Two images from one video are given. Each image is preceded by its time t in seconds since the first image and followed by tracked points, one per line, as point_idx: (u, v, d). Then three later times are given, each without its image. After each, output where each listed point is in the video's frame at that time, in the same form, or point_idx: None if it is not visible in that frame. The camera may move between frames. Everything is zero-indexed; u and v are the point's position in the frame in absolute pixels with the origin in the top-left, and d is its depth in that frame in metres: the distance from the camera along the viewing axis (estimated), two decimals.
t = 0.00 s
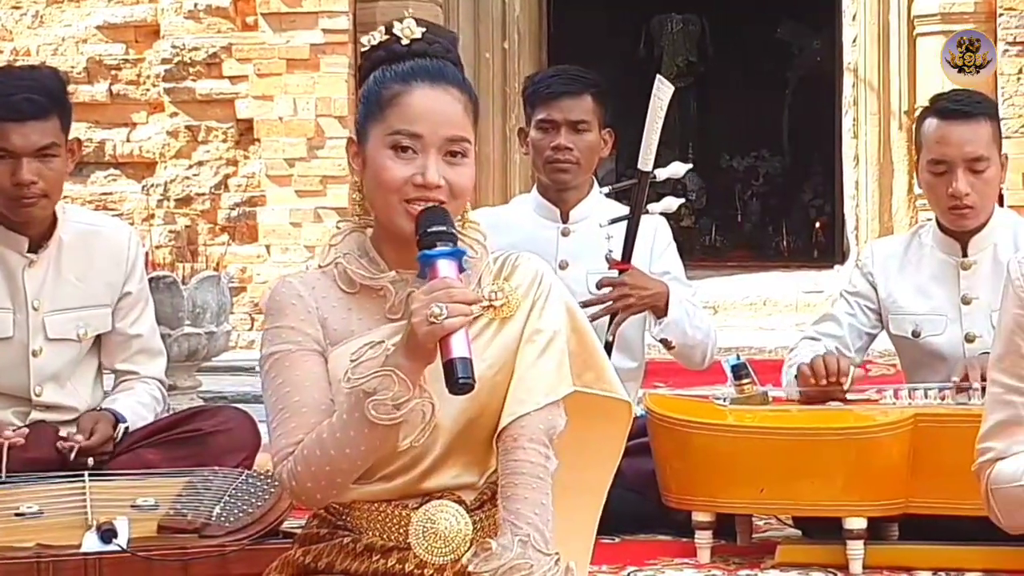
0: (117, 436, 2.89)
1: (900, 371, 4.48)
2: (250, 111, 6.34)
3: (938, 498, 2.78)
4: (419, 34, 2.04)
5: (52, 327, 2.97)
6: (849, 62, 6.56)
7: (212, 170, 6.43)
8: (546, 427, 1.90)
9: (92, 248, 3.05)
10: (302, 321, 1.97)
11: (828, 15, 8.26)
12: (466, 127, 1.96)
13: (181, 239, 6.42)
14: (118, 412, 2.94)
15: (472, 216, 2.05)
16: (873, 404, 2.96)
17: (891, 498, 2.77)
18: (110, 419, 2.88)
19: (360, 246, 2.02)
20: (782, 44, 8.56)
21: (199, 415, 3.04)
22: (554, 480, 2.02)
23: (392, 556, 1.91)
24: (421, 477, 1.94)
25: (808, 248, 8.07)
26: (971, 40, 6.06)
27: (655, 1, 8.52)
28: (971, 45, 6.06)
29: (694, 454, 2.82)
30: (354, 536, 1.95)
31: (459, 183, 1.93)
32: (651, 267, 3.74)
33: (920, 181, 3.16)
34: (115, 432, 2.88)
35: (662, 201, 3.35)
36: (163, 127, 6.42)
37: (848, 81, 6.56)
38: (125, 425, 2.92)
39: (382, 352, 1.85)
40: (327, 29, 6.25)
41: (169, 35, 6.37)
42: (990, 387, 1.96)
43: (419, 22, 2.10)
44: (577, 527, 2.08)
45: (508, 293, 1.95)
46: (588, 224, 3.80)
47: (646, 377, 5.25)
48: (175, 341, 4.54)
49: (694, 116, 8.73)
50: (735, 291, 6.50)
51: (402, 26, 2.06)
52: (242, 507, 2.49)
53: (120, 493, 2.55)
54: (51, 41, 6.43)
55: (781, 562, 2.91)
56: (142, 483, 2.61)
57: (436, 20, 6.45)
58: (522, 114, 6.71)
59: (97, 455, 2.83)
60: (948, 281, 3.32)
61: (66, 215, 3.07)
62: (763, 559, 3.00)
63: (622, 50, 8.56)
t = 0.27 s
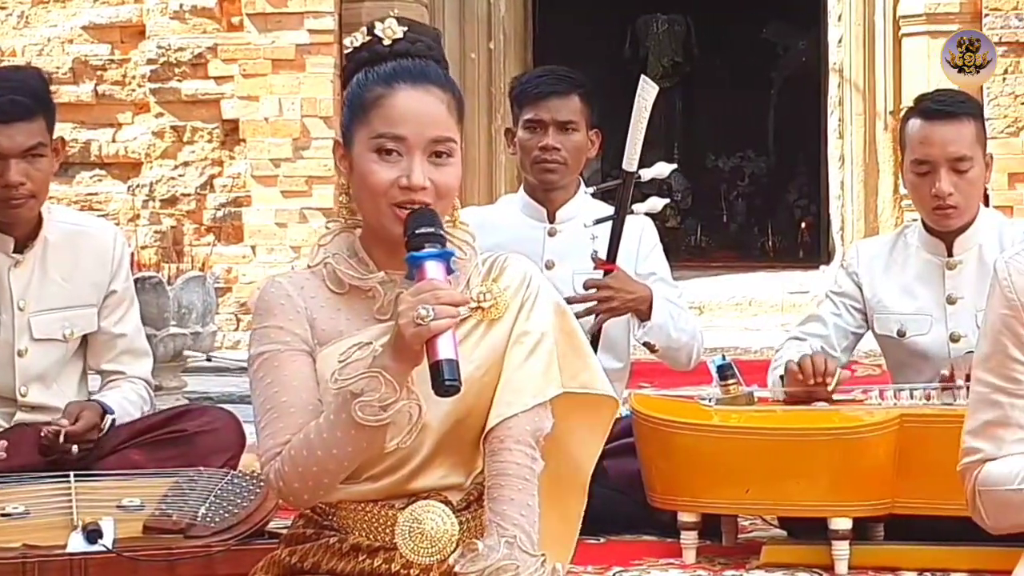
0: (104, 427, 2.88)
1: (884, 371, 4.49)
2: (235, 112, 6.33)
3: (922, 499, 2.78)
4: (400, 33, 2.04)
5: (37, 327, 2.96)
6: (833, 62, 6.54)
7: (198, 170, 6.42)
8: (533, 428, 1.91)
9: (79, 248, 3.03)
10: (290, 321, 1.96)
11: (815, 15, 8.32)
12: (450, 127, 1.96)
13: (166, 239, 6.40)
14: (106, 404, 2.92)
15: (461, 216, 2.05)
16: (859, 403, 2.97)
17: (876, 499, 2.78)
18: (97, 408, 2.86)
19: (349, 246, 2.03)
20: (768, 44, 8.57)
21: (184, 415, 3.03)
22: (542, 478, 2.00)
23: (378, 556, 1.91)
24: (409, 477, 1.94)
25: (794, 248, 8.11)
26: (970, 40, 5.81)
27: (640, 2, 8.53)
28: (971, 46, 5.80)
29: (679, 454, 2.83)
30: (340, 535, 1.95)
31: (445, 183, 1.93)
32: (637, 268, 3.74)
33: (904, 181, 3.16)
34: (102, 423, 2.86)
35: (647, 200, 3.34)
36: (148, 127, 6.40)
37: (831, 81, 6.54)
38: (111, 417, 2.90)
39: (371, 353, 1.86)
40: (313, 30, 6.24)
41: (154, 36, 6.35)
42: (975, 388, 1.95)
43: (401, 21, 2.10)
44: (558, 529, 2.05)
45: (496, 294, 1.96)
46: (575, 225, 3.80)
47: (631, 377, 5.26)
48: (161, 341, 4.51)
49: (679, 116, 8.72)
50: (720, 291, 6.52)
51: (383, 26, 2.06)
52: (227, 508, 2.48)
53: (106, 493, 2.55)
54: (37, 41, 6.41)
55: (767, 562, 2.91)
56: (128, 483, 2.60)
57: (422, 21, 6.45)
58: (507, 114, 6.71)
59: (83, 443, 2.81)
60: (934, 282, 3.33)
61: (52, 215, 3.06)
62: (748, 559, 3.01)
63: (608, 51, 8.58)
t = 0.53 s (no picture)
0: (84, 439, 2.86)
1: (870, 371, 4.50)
2: (221, 111, 6.31)
3: (909, 499, 2.78)
4: (385, 33, 2.04)
5: (19, 327, 2.95)
6: (819, 62, 6.54)
7: (183, 170, 6.39)
8: (522, 430, 1.94)
9: (63, 248, 3.01)
10: (279, 321, 1.95)
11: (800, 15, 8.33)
12: (436, 127, 1.95)
13: (151, 239, 6.38)
14: (87, 414, 2.91)
15: (450, 216, 2.06)
16: (845, 403, 2.97)
17: (861, 499, 2.78)
18: (77, 421, 2.85)
19: (339, 247, 2.03)
20: (753, 44, 8.58)
21: (168, 415, 3.00)
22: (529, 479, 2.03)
23: (365, 555, 1.93)
24: (396, 476, 1.95)
25: (779, 248, 8.13)
26: (971, 40, 5.85)
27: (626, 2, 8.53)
28: (971, 45, 5.85)
29: (664, 454, 2.82)
30: (327, 535, 1.97)
31: (431, 184, 1.93)
32: (621, 268, 3.73)
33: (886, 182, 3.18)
34: (83, 434, 2.85)
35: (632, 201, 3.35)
36: (134, 127, 6.38)
37: (817, 81, 6.55)
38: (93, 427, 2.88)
39: (355, 350, 1.88)
40: (298, 29, 6.21)
41: (140, 36, 6.32)
42: (961, 387, 1.98)
43: (388, 20, 2.10)
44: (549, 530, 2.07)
45: (485, 296, 1.97)
46: (560, 224, 3.79)
47: (617, 377, 5.26)
48: (147, 341, 4.49)
49: (665, 115, 8.73)
50: (706, 291, 6.52)
51: (368, 26, 2.05)
52: (213, 508, 2.47)
53: (92, 493, 2.53)
54: (22, 41, 6.39)
55: (753, 562, 2.91)
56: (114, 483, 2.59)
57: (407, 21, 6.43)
58: (493, 114, 6.70)
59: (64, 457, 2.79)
60: (919, 282, 3.33)
61: (35, 214, 3.03)
62: (734, 559, 3.01)
63: (594, 51, 8.58)
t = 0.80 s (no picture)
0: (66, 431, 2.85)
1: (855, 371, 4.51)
2: (206, 111, 6.29)
3: (895, 499, 2.78)
4: (375, 33, 2.04)
5: (5, 326, 2.92)
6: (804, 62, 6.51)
7: (168, 170, 6.37)
8: (510, 431, 1.96)
9: (48, 247, 3.00)
10: (269, 319, 1.98)
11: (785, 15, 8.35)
12: (422, 129, 1.95)
13: (137, 240, 6.31)
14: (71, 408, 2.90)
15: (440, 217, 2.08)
16: (830, 403, 2.97)
17: (846, 499, 2.78)
18: (60, 413, 2.84)
19: (331, 246, 2.03)
20: (738, 43, 8.59)
21: (154, 414, 3.00)
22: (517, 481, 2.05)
23: (350, 555, 1.95)
24: (381, 476, 1.97)
25: (764, 248, 8.15)
26: (971, 40, 5.98)
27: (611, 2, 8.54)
28: (971, 45, 5.98)
29: (651, 453, 2.82)
30: (313, 534, 1.98)
31: (418, 185, 1.93)
32: (606, 267, 3.73)
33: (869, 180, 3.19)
34: (65, 426, 2.84)
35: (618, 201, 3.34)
36: (119, 127, 6.35)
37: (803, 81, 6.53)
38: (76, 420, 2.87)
39: (340, 348, 1.91)
40: (283, 29, 6.19)
41: (125, 35, 6.29)
42: (946, 387, 1.97)
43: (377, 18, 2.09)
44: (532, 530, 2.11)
45: (475, 298, 2.00)
46: (545, 224, 3.79)
47: (602, 377, 5.26)
48: (132, 341, 4.47)
49: (650, 116, 8.74)
50: (692, 291, 6.52)
51: (357, 25, 2.05)
52: (198, 507, 2.46)
53: (77, 493, 2.52)
54: (7, 40, 6.36)
55: (738, 562, 2.91)
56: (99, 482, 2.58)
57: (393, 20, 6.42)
58: (478, 113, 6.69)
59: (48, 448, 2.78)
60: (904, 281, 3.34)
61: (21, 214, 3.01)
62: (719, 559, 3.01)
63: (580, 51, 8.59)
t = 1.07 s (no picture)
0: (55, 438, 2.86)
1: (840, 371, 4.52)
2: (192, 112, 6.27)
3: (882, 499, 2.79)
4: (363, 33, 2.03)
5: None
6: (790, 62, 6.55)
7: (154, 170, 6.35)
8: (498, 434, 1.97)
9: (34, 248, 2.98)
10: (260, 320, 1.98)
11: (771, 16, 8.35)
12: (409, 126, 1.95)
13: (122, 239, 6.34)
14: (58, 413, 2.90)
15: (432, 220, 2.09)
16: (816, 403, 2.97)
17: (831, 499, 2.78)
18: (49, 421, 2.84)
19: (322, 247, 2.03)
20: (724, 44, 8.59)
21: (138, 415, 3.00)
22: (507, 483, 2.07)
23: (337, 555, 1.94)
24: (368, 477, 1.98)
25: (749, 248, 8.17)
26: (971, 40, 6.01)
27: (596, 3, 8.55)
28: (971, 45, 6.01)
29: (634, 454, 2.82)
30: (300, 534, 1.98)
31: (406, 183, 1.93)
32: (593, 267, 3.73)
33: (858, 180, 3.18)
34: (54, 434, 2.85)
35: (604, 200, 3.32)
36: (105, 128, 6.34)
37: (788, 81, 6.57)
38: (64, 428, 2.88)
39: (324, 347, 1.90)
40: (268, 30, 6.17)
41: (111, 36, 6.28)
42: (932, 388, 1.96)
43: (366, 19, 2.09)
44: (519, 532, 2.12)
45: (467, 300, 2.00)
46: (531, 224, 3.79)
47: (588, 377, 5.26)
48: (118, 341, 4.45)
49: (636, 117, 8.75)
50: (677, 291, 6.54)
51: (345, 26, 2.04)
52: (183, 507, 2.45)
53: (63, 493, 2.51)
54: None
55: (723, 562, 2.91)
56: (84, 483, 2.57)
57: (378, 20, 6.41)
58: (464, 114, 6.68)
59: (35, 457, 2.79)
60: (891, 281, 3.35)
61: (6, 214, 3.00)
62: (705, 559, 3.01)
63: (565, 52, 8.60)
